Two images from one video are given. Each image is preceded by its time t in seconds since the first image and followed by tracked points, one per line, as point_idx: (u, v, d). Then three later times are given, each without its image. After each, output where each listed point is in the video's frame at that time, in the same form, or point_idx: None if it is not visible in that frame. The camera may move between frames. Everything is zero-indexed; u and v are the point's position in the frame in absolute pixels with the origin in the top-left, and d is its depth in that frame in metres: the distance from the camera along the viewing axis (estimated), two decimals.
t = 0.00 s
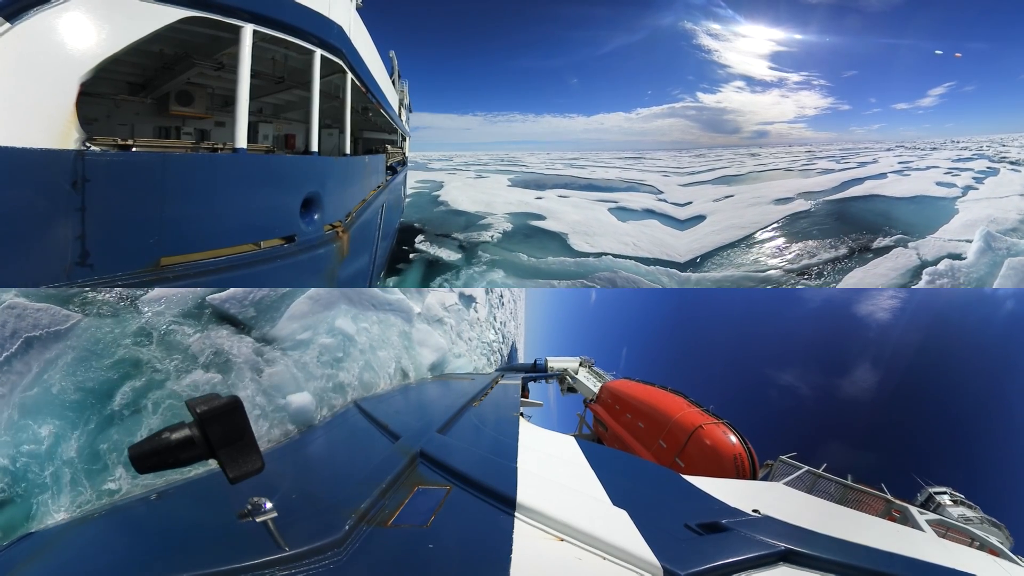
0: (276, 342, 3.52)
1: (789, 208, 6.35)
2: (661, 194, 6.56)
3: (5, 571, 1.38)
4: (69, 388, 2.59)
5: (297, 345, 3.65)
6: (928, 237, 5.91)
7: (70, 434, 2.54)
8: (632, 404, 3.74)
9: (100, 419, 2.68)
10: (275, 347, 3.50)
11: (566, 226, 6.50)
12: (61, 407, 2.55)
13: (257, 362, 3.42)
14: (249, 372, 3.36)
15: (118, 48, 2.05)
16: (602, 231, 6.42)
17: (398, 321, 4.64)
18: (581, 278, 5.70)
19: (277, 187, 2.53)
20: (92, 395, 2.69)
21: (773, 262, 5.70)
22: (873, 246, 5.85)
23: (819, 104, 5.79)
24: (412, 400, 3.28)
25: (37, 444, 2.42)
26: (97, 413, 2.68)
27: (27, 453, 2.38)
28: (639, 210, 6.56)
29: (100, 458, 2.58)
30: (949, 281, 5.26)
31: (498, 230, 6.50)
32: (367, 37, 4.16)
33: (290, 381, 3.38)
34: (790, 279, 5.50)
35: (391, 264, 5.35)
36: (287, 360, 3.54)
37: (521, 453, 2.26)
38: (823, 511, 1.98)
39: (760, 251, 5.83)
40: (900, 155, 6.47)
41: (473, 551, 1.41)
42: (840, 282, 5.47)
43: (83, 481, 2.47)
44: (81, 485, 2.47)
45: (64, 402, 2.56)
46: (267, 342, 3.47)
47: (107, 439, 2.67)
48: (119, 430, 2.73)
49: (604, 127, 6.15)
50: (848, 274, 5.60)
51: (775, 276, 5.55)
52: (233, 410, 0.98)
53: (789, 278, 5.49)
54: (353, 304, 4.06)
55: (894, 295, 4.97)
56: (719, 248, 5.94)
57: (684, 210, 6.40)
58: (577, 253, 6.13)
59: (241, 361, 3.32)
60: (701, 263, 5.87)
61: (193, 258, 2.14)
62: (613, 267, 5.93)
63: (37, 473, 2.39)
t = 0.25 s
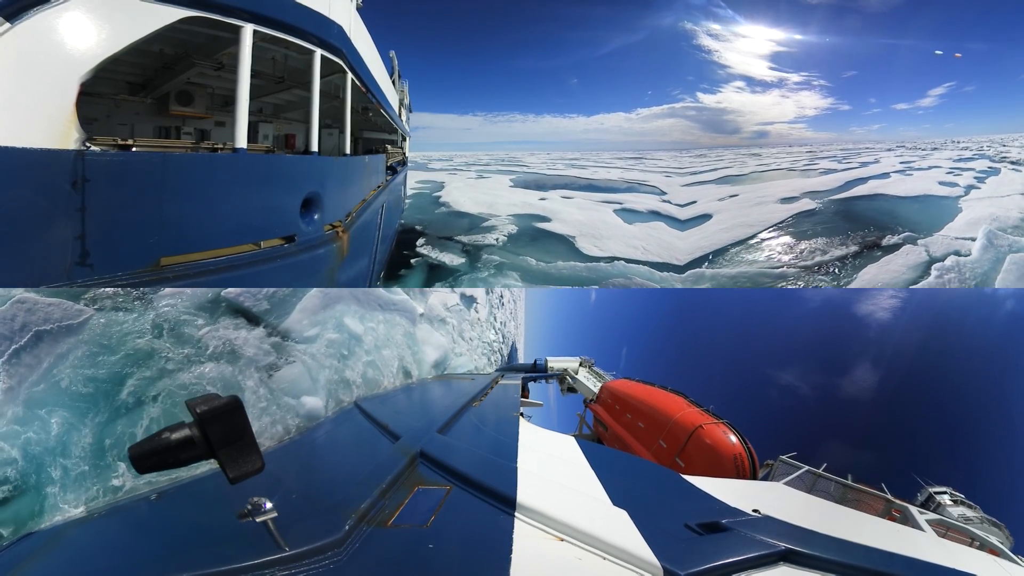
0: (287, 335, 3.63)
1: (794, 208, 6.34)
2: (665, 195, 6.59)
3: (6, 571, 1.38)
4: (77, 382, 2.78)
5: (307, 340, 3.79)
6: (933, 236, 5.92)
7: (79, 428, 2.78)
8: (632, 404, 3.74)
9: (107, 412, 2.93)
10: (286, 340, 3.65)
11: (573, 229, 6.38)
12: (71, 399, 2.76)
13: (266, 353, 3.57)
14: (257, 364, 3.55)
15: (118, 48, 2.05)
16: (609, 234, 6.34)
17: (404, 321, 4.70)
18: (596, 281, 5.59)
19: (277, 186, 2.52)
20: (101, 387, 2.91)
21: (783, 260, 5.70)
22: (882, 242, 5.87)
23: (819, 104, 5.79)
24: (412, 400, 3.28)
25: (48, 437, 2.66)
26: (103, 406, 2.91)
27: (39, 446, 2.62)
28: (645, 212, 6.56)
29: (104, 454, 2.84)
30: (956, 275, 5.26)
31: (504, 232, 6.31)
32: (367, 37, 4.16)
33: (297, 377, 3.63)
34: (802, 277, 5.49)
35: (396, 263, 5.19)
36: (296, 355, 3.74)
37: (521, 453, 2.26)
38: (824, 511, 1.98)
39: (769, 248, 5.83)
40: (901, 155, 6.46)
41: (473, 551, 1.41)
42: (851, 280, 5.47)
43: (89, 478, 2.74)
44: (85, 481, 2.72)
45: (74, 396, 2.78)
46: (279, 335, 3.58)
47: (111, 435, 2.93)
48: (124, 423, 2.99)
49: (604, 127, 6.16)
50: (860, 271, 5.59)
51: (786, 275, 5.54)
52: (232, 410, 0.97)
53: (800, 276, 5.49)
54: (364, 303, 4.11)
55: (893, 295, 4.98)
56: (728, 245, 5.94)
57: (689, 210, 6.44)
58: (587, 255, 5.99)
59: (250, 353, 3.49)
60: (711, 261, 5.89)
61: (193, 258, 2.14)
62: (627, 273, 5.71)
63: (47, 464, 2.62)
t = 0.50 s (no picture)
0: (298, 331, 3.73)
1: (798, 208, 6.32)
2: (668, 196, 6.56)
3: (6, 571, 1.38)
4: (87, 375, 2.85)
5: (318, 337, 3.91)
6: (941, 233, 5.91)
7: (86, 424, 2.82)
8: (632, 403, 3.74)
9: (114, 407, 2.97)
10: (297, 335, 3.75)
11: (583, 232, 6.39)
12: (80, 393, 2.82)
13: (275, 345, 3.68)
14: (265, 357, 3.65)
15: (119, 48, 2.05)
16: (617, 235, 6.31)
17: (408, 321, 4.82)
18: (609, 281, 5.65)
19: (277, 186, 2.52)
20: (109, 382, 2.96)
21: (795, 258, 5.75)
22: (892, 240, 5.90)
23: (819, 104, 5.78)
24: (412, 400, 3.28)
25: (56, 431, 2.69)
26: (112, 400, 2.96)
27: (47, 440, 2.65)
28: (651, 214, 6.49)
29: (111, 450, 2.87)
30: (962, 271, 5.35)
31: (508, 236, 6.15)
32: (367, 37, 4.17)
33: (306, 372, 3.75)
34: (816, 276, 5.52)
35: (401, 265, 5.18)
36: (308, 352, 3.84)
37: (521, 453, 2.26)
38: (824, 511, 1.98)
39: (781, 246, 5.89)
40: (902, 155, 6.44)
41: (473, 551, 1.41)
42: (864, 279, 5.52)
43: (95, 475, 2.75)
44: (93, 477, 2.75)
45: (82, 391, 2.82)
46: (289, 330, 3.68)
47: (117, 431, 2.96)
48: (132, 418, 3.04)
49: (604, 127, 6.16)
50: (870, 269, 5.65)
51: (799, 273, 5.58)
52: (232, 410, 0.97)
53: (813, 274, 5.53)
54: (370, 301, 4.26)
55: (893, 294, 5.00)
56: (738, 244, 5.96)
57: (694, 209, 6.41)
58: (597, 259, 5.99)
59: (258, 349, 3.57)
60: (723, 260, 5.90)
61: (193, 258, 2.14)
62: (640, 279, 5.70)
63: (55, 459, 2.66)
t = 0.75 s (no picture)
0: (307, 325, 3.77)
1: (801, 207, 6.25)
2: (672, 196, 6.51)
3: (7, 570, 1.39)
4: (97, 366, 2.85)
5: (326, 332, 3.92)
6: (947, 230, 5.88)
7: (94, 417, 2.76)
8: (632, 404, 3.74)
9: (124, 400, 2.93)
10: (306, 331, 3.77)
11: (591, 234, 6.24)
12: (90, 385, 2.80)
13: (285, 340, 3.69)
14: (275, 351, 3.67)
15: (119, 48, 2.05)
16: (626, 240, 6.12)
17: (413, 320, 4.75)
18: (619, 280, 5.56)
19: (277, 187, 2.52)
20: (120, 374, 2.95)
21: (808, 254, 5.69)
22: (900, 237, 5.87)
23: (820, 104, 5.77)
24: (412, 400, 3.28)
25: (65, 423, 2.64)
26: (123, 391, 2.93)
27: (57, 433, 2.60)
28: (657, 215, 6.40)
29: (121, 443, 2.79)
30: (968, 267, 5.37)
31: (515, 239, 6.13)
32: (367, 37, 4.17)
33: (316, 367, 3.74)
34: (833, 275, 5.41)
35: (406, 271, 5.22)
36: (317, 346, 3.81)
37: (521, 453, 2.27)
38: (824, 511, 1.98)
39: (794, 242, 5.85)
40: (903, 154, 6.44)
41: (473, 551, 1.41)
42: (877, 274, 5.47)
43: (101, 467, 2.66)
44: (102, 470, 2.66)
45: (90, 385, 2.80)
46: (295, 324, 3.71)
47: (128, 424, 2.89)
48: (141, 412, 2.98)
49: (604, 126, 6.15)
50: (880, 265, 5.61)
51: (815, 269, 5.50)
52: (232, 410, 0.97)
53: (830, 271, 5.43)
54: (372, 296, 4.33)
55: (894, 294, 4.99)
56: (751, 238, 5.90)
57: (696, 208, 6.34)
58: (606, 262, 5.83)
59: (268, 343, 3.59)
60: (739, 253, 5.80)
61: (193, 258, 2.14)
62: (655, 285, 5.52)
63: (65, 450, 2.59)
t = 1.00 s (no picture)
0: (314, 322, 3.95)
1: (807, 207, 6.24)
2: (675, 197, 6.48)
3: (7, 570, 1.38)
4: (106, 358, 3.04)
5: (332, 332, 4.20)
6: (953, 228, 5.93)
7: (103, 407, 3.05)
8: (632, 403, 3.74)
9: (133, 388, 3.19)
10: (312, 330, 3.99)
11: (598, 237, 6.18)
12: (100, 374, 3.04)
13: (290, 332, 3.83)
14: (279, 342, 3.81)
15: (119, 48, 2.05)
16: (634, 244, 6.06)
17: (416, 320, 5.09)
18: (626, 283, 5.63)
19: (277, 187, 2.52)
20: (128, 364, 3.16)
21: (821, 252, 5.73)
22: (908, 235, 5.92)
23: (820, 104, 5.76)
24: (413, 400, 3.28)
25: (77, 413, 2.93)
26: (132, 380, 3.18)
27: (70, 423, 2.89)
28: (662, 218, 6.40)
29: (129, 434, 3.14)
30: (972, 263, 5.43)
31: (521, 242, 6.02)
32: (367, 37, 4.17)
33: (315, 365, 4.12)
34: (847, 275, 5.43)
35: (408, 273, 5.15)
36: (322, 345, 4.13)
37: (521, 453, 2.26)
38: (824, 511, 1.97)
39: (805, 239, 5.89)
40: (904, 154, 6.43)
41: (473, 551, 1.41)
42: (890, 272, 5.52)
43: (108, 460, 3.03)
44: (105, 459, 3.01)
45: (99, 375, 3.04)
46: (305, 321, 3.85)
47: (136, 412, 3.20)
48: (148, 401, 3.26)
49: (604, 127, 6.14)
50: (894, 261, 5.66)
51: (827, 267, 5.54)
52: (232, 410, 0.97)
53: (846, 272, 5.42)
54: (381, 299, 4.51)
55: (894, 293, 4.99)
56: (763, 236, 5.95)
57: (699, 208, 6.35)
58: (615, 269, 5.76)
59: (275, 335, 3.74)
60: (753, 249, 5.83)
61: (192, 258, 2.14)
62: (668, 288, 5.57)
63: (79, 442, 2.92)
